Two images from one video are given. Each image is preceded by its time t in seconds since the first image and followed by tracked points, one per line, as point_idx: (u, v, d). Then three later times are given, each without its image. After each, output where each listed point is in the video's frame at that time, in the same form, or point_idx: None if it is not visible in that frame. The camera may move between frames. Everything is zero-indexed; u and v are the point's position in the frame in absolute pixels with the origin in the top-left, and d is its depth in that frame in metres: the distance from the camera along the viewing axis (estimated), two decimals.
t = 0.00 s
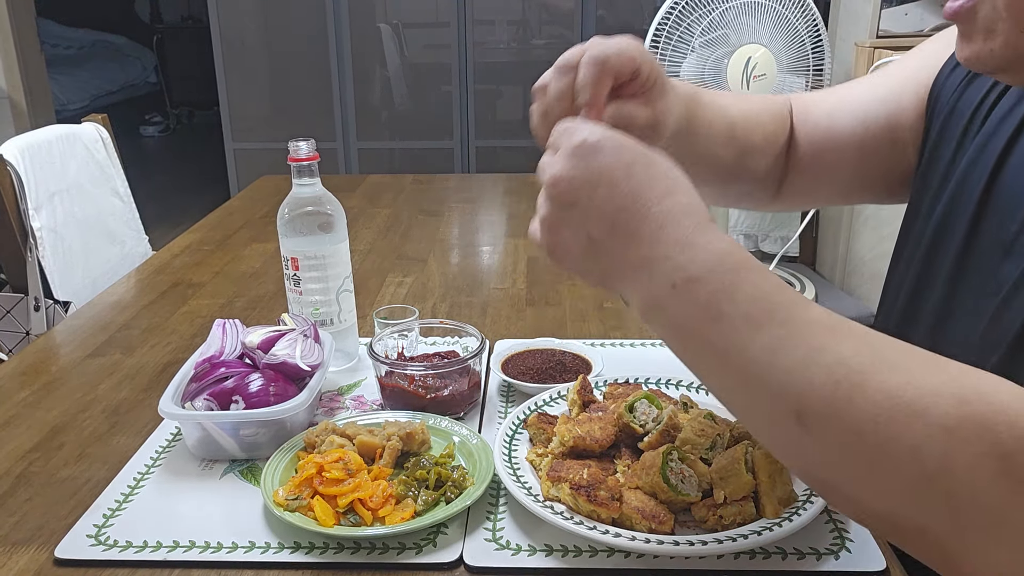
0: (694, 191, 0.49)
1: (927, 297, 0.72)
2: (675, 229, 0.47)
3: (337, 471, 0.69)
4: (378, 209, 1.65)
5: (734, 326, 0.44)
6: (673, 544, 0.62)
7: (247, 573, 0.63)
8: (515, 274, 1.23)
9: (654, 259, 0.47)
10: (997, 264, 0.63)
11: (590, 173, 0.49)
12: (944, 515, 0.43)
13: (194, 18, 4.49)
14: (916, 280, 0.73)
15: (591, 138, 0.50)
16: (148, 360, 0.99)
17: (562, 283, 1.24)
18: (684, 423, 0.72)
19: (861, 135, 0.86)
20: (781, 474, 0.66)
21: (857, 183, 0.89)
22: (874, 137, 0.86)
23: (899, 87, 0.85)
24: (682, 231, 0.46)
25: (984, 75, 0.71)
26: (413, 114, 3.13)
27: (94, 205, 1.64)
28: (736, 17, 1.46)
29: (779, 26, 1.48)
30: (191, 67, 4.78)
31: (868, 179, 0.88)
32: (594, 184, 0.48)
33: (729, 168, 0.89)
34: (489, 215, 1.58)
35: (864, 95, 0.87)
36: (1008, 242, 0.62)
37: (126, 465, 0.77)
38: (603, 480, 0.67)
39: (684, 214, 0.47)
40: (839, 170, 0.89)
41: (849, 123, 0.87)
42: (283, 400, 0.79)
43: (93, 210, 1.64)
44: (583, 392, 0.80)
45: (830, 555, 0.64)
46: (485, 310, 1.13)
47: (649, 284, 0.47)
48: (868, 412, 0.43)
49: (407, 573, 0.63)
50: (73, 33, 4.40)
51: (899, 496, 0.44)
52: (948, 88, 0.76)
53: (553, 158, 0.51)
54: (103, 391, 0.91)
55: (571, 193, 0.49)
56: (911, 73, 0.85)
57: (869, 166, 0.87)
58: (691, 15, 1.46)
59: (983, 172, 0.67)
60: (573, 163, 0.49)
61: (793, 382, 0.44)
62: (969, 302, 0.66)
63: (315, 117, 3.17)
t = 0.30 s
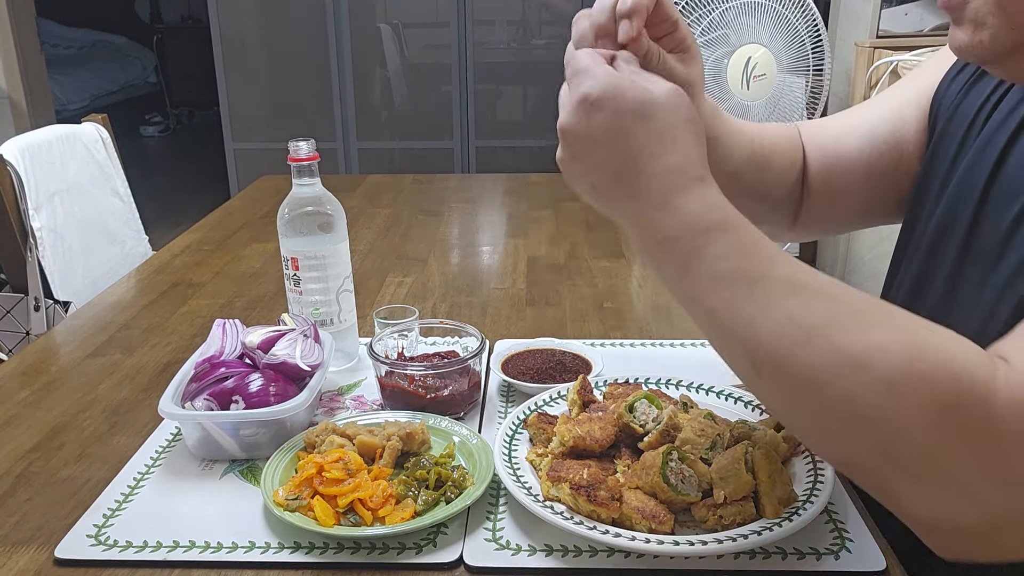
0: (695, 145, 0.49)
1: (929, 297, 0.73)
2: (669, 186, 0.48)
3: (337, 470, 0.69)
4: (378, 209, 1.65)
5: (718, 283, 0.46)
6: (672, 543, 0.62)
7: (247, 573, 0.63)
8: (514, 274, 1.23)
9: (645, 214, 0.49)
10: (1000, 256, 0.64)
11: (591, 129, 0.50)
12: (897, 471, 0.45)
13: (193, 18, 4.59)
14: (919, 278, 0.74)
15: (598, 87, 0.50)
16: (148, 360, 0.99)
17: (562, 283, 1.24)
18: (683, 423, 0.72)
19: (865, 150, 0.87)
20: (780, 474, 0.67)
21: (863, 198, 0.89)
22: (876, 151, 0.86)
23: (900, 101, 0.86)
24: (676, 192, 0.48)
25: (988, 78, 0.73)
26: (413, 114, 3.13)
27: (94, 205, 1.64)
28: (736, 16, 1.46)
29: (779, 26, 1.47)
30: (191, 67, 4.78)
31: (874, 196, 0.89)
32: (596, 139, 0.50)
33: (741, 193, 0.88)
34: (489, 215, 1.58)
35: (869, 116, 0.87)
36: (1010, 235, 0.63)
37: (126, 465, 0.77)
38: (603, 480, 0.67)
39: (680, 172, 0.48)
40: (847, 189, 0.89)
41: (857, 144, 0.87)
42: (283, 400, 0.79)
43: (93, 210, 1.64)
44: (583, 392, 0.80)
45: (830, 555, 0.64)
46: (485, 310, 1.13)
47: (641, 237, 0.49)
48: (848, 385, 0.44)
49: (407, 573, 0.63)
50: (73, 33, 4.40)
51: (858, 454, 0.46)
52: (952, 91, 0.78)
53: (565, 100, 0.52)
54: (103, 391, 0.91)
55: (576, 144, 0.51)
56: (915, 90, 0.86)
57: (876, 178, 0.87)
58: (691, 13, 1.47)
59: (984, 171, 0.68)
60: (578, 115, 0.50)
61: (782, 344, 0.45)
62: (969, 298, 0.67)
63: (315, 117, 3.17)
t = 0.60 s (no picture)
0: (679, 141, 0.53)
1: (928, 295, 0.74)
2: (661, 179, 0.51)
3: (337, 471, 0.69)
4: (378, 209, 1.65)
5: (711, 256, 0.49)
6: (672, 544, 0.62)
7: (247, 574, 0.63)
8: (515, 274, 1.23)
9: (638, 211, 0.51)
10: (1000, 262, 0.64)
11: (584, 127, 0.52)
12: (874, 436, 0.47)
13: (194, 18, 4.77)
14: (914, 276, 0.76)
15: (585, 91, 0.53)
16: (149, 360, 0.99)
17: (562, 283, 1.24)
18: (683, 423, 0.73)
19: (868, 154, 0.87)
20: (780, 474, 0.66)
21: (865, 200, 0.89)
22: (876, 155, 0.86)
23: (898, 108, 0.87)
24: (669, 184, 0.51)
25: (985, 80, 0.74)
26: (413, 114, 3.13)
27: (94, 205, 1.64)
28: (735, 16, 1.46)
29: (779, 26, 1.48)
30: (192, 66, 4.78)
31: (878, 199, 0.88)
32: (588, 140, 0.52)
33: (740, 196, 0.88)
34: (490, 215, 1.58)
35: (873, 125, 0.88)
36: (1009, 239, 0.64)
37: (126, 465, 0.77)
38: (603, 480, 0.67)
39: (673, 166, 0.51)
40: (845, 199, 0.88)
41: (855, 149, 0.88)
42: (283, 400, 0.79)
43: (93, 210, 1.64)
44: (583, 392, 0.80)
45: (830, 555, 0.64)
46: (486, 310, 1.13)
47: (631, 223, 0.51)
48: (839, 362, 0.46)
49: (408, 573, 0.63)
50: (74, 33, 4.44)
51: (836, 419, 0.48)
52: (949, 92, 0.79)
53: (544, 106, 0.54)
54: (103, 391, 0.91)
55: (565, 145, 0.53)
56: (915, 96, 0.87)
57: (877, 184, 0.87)
58: (692, 15, 1.44)
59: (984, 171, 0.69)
60: (569, 117, 0.53)
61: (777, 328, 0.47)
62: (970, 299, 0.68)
63: (315, 117, 3.17)
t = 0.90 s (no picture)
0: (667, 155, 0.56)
1: (919, 295, 0.74)
2: (651, 190, 0.53)
3: (337, 470, 0.69)
4: (378, 209, 1.65)
5: (702, 267, 0.50)
6: (673, 544, 0.62)
7: (247, 574, 0.63)
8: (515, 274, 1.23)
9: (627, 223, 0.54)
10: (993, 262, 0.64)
11: (577, 148, 0.55)
12: (873, 439, 0.47)
13: (193, 19, 4.62)
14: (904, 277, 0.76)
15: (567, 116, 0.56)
16: (149, 360, 0.99)
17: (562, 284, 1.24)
18: (683, 423, 0.73)
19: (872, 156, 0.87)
20: (780, 474, 0.66)
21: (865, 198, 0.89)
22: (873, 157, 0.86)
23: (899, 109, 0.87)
24: (660, 198, 0.53)
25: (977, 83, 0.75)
26: (413, 114, 3.13)
27: (94, 205, 1.64)
28: (736, 16, 1.46)
29: (780, 26, 1.47)
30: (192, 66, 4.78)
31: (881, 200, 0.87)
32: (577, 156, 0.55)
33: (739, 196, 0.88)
34: (489, 215, 1.58)
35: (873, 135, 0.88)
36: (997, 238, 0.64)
37: (126, 465, 0.77)
38: (603, 480, 0.67)
39: (660, 177, 0.54)
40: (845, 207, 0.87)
41: (855, 149, 0.88)
42: (283, 400, 0.79)
43: (94, 210, 1.64)
44: (583, 392, 0.80)
45: (831, 555, 0.64)
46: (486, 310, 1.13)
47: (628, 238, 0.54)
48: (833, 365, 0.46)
49: (408, 572, 0.63)
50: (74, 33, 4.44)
51: (835, 419, 0.47)
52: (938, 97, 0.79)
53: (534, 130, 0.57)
54: (103, 391, 0.91)
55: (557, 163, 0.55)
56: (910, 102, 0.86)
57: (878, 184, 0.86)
58: (692, 15, 1.46)
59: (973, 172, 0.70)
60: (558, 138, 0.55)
61: (767, 325, 0.48)
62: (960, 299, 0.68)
63: (315, 117, 3.17)
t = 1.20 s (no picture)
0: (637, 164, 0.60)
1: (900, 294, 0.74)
2: (624, 202, 0.57)
3: (337, 471, 0.69)
4: (378, 209, 1.65)
5: (678, 267, 0.53)
6: (672, 544, 0.62)
7: (248, 574, 0.63)
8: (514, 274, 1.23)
9: (605, 235, 0.59)
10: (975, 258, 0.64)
11: (550, 176, 0.60)
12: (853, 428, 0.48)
13: (193, 18, 4.70)
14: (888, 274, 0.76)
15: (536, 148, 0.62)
16: (149, 360, 0.99)
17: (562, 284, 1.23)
18: (683, 423, 0.73)
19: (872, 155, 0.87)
20: (781, 474, 0.66)
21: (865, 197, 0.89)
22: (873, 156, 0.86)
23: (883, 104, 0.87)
24: (638, 208, 0.57)
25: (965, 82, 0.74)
26: (413, 114, 3.13)
27: (94, 205, 1.64)
28: (736, 16, 1.46)
29: (780, 26, 1.47)
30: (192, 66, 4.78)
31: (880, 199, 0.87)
32: (547, 184, 0.61)
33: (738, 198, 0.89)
34: (489, 215, 1.58)
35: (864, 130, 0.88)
36: (981, 234, 0.64)
37: (126, 465, 0.77)
38: (603, 479, 0.67)
39: (633, 188, 0.58)
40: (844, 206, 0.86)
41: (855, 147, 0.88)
42: (283, 400, 0.79)
43: (94, 210, 1.64)
44: (583, 392, 0.80)
45: (831, 555, 0.64)
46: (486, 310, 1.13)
47: (610, 251, 0.58)
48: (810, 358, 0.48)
49: (408, 572, 0.63)
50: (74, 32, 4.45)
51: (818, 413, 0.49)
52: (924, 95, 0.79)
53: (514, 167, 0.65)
54: (103, 391, 0.91)
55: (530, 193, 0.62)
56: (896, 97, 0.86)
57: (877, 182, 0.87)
58: (691, 15, 1.46)
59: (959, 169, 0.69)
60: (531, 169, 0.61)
61: (742, 321, 0.50)
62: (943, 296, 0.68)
63: (315, 117, 3.17)
